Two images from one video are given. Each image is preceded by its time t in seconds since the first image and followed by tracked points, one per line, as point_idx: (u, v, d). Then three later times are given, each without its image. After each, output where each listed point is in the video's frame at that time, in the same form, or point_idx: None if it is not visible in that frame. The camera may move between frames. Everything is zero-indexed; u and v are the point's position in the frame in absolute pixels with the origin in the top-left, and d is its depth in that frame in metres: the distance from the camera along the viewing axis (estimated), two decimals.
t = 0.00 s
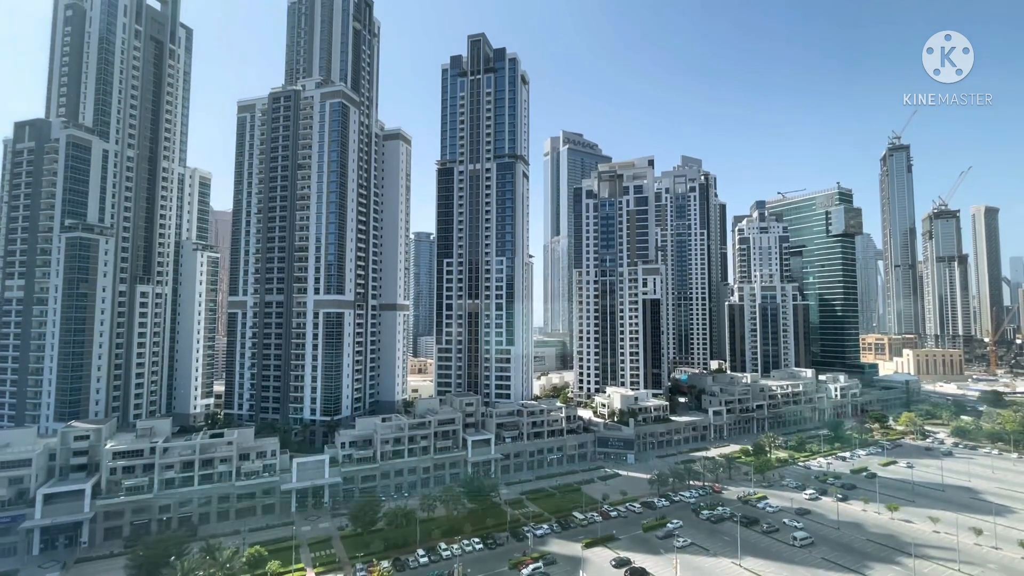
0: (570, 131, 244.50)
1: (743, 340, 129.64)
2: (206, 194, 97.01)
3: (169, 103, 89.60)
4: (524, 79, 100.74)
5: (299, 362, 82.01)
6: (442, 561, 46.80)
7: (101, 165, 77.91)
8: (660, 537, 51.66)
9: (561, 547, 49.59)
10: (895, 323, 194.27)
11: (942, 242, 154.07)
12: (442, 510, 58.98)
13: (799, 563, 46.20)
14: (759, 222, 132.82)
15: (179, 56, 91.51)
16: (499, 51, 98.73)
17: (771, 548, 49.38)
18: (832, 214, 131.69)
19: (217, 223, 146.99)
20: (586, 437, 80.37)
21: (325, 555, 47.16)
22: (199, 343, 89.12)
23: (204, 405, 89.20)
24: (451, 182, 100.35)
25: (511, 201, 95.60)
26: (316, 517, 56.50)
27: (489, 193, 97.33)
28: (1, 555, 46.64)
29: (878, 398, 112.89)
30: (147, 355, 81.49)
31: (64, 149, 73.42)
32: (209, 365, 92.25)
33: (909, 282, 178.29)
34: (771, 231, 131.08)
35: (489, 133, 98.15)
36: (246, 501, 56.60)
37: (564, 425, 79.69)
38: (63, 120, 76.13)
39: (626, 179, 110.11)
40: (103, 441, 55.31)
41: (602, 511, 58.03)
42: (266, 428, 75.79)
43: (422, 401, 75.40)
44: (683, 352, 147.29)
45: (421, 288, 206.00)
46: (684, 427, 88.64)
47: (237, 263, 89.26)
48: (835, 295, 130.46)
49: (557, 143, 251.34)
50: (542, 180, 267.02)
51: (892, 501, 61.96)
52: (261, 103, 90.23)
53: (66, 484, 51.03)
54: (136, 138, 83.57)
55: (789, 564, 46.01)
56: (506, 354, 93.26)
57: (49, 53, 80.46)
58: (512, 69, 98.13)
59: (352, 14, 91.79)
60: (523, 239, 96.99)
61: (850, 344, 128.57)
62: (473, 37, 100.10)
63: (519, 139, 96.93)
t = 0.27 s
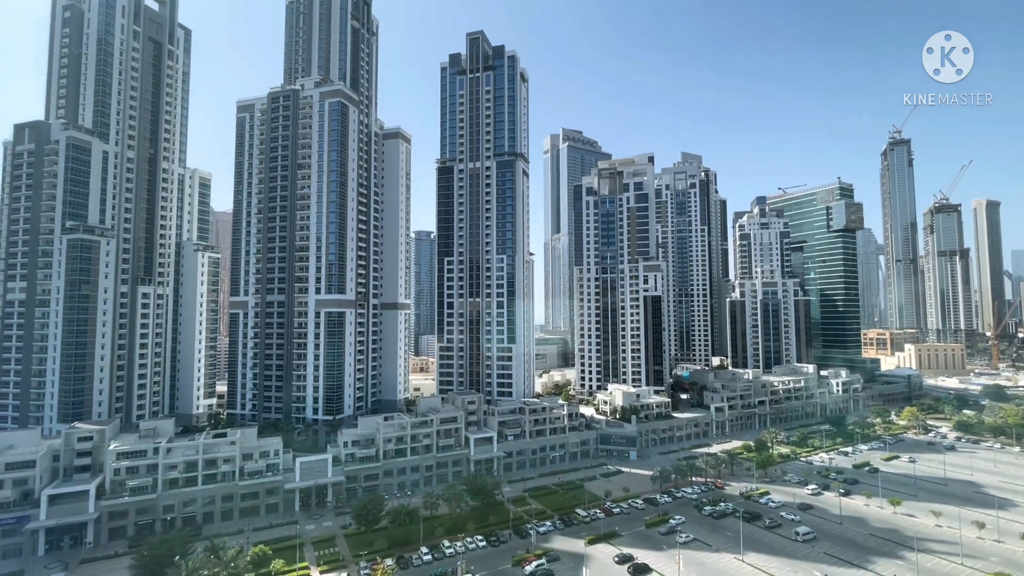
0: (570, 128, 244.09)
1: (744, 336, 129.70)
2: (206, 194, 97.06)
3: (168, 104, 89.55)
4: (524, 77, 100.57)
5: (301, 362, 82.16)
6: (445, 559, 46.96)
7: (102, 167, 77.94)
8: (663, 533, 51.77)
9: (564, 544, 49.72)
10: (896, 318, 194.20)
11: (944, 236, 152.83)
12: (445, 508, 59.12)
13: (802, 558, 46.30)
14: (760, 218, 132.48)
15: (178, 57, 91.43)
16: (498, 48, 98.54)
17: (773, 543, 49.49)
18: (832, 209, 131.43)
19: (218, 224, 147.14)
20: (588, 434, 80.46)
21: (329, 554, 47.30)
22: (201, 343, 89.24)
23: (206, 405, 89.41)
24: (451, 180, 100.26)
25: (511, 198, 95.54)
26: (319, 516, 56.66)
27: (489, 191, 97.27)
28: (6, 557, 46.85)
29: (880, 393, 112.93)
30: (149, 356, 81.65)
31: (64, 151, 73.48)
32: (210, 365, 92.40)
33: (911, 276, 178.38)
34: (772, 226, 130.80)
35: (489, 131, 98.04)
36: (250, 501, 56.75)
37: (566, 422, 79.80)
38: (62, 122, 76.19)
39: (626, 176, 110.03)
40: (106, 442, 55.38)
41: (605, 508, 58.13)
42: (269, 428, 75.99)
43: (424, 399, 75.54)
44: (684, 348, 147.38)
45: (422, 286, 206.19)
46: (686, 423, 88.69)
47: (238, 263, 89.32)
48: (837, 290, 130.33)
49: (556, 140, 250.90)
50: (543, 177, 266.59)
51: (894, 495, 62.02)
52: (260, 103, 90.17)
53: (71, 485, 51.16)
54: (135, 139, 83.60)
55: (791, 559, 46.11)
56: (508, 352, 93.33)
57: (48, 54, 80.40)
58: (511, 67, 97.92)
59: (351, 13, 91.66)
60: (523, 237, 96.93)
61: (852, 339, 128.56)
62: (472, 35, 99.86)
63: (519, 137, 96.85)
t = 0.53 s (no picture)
0: (570, 125, 243.52)
1: (747, 331, 129.55)
2: (208, 196, 97.20)
3: (169, 107, 89.69)
4: (523, 74, 100.30)
5: (305, 362, 82.41)
6: (451, 557, 47.11)
7: (104, 169, 78.17)
8: (668, 529, 51.80)
9: (569, 541, 49.83)
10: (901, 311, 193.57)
11: (948, 228, 151.83)
12: (450, 506, 59.27)
13: (807, 552, 46.27)
14: (762, 213, 131.92)
15: (178, 59, 91.53)
16: (497, 46, 98.29)
17: (778, 538, 49.48)
18: (835, 202, 130.87)
19: (220, 225, 147.53)
20: (592, 431, 80.48)
21: (335, 553, 47.51)
22: (205, 344, 89.57)
23: (211, 406, 89.81)
24: (452, 179, 100.17)
25: (512, 196, 95.46)
26: (324, 515, 56.91)
27: (490, 189, 97.17)
28: (15, 558, 47.22)
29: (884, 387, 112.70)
30: (153, 358, 82.01)
31: (66, 154, 73.75)
32: (214, 366, 92.73)
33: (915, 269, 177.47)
34: (774, 221, 130.30)
35: (489, 129, 97.90)
36: (255, 501, 57.00)
37: (570, 419, 79.82)
38: (64, 125, 76.42)
39: (627, 172, 109.77)
40: (112, 444, 55.66)
41: (609, 504, 58.19)
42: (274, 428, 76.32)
43: (428, 398, 75.71)
44: (687, 344, 147.30)
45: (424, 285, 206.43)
46: (690, 419, 88.61)
47: (241, 264, 89.51)
48: (840, 284, 129.85)
49: (557, 137, 250.36)
50: (544, 174, 266.09)
51: (899, 489, 61.90)
52: (260, 104, 90.20)
53: (78, 487, 51.50)
54: (136, 141, 83.79)
55: (796, 553, 46.10)
56: (510, 350, 93.38)
57: (49, 58, 80.55)
58: (511, 64, 97.66)
59: (350, 13, 91.57)
60: (525, 234, 96.83)
61: (855, 333, 128.14)
62: (471, 32, 99.61)
63: (519, 134, 96.71)
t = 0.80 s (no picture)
0: (572, 122, 242.92)
1: (753, 326, 129.23)
2: (212, 198, 97.66)
3: (172, 110, 90.08)
4: (524, 71, 100.05)
5: (311, 362, 82.79)
6: (459, 555, 47.26)
7: (109, 173, 78.65)
8: (675, 525, 51.76)
9: (576, 538, 49.92)
10: (908, 304, 192.60)
11: (954, 220, 150.64)
12: (457, 504, 59.44)
13: (816, 547, 46.14)
14: (766, 207, 131.26)
15: (180, 62, 91.89)
16: (498, 44, 98.12)
17: (786, 533, 49.34)
18: (840, 195, 130.07)
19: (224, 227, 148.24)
20: (598, 428, 80.46)
21: (344, 552, 47.76)
22: (211, 346, 90.08)
23: (218, 407, 90.37)
24: (454, 178, 100.20)
25: (515, 194, 95.41)
26: (333, 515, 57.22)
27: (493, 188, 97.14)
28: (27, 560, 47.71)
29: (891, 380, 112.19)
30: (161, 360, 82.58)
31: (71, 159, 74.24)
32: (221, 368, 93.27)
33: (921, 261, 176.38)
34: (779, 215, 129.66)
35: (490, 128, 97.83)
36: (263, 501, 57.34)
37: (576, 417, 79.84)
38: (68, 130, 76.92)
39: (630, 168, 109.55)
40: (121, 446, 56.08)
41: (616, 501, 58.19)
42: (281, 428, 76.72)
43: (434, 397, 75.93)
44: (692, 340, 147.00)
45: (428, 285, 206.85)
46: (696, 415, 88.43)
47: (246, 266, 89.95)
48: (846, 278, 129.17)
49: (559, 134, 249.84)
50: (546, 172, 265.68)
51: (908, 483, 61.62)
52: (262, 106, 90.42)
53: (88, 489, 51.95)
54: (140, 145, 84.21)
55: (804, 548, 45.99)
56: (515, 348, 93.45)
57: (52, 63, 81.01)
58: (512, 62, 97.44)
59: (350, 13, 91.62)
60: (528, 232, 96.72)
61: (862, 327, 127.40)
62: (472, 31, 99.51)
63: (521, 132, 96.58)
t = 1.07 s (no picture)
0: (574, 120, 242.46)
1: (758, 323, 128.89)
2: (216, 201, 98.07)
3: (176, 114, 90.52)
4: (526, 70, 99.97)
5: (316, 364, 83.11)
6: (465, 554, 47.35)
7: (114, 177, 79.16)
8: (682, 524, 51.66)
9: (583, 537, 49.91)
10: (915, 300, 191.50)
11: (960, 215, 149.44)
12: (463, 504, 59.55)
13: (824, 544, 45.93)
14: (770, 204, 130.61)
15: (183, 66, 92.37)
16: (499, 43, 98.08)
17: (793, 530, 49.16)
18: (845, 190, 129.35)
19: (229, 229, 148.96)
20: (603, 427, 80.34)
21: (350, 552, 47.96)
22: (218, 348, 90.59)
23: (225, 409, 90.84)
24: (457, 178, 100.27)
25: (518, 194, 95.40)
26: (339, 515, 57.45)
27: (495, 187, 97.17)
28: (38, 561, 48.16)
29: (898, 376, 111.56)
30: (167, 362, 83.09)
31: (77, 163, 74.76)
32: (227, 370, 93.76)
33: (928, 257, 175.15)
34: (783, 211, 129.02)
35: (493, 127, 97.80)
36: (271, 502, 57.61)
37: (581, 415, 79.79)
38: (74, 134, 77.48)
39: (633, 166, 109.23)
40: (130, 448, 56.49)
41: (622, 500, 58.13)
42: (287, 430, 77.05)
43: (439, 397, 76.06)
44: (697, 338, 146.65)
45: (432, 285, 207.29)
46: (701, 413, 88.19)
47: (250, 268, 90.29)
48: (851, 274, 128.52)
49: (561, 133, 249.49)
50: (549, 171, 265.36)
51: (916, 479, 61.24)
52: (265, 108, 90.66)
53: (98, 490, 52.35)
54: (145, 149, 84.67)
55: (812, 546, 45.79)
56: (520, 348, 93.47)
57: (57, 68, 81.58)
58: (513, 61, 97.36)
59: (351, 14, 91.73)
60: (531, 231, 96.61)
61: (868, 323, 126.49)
62: (473, 31, 99.53)
63: (523, 131, 96.54)
